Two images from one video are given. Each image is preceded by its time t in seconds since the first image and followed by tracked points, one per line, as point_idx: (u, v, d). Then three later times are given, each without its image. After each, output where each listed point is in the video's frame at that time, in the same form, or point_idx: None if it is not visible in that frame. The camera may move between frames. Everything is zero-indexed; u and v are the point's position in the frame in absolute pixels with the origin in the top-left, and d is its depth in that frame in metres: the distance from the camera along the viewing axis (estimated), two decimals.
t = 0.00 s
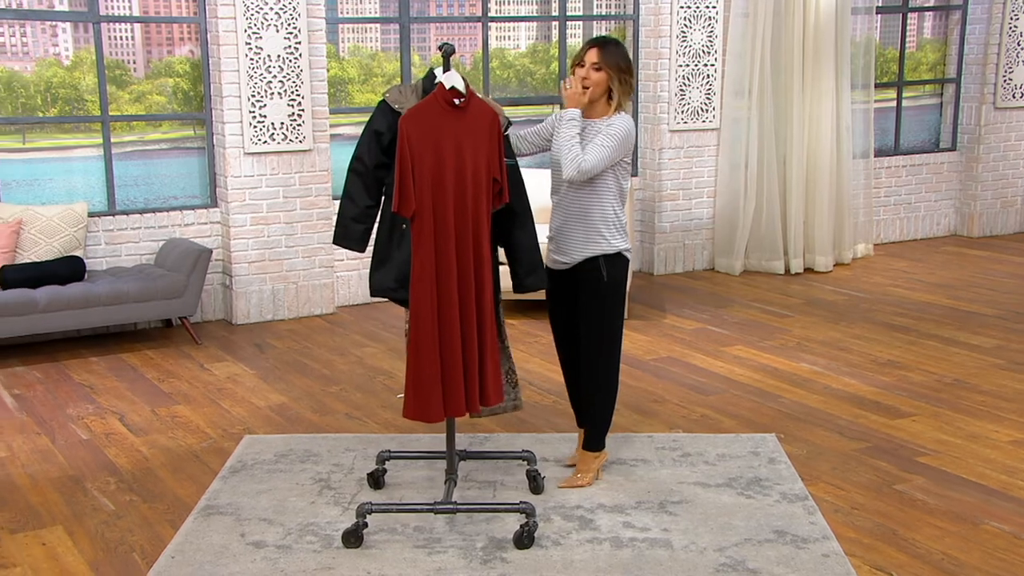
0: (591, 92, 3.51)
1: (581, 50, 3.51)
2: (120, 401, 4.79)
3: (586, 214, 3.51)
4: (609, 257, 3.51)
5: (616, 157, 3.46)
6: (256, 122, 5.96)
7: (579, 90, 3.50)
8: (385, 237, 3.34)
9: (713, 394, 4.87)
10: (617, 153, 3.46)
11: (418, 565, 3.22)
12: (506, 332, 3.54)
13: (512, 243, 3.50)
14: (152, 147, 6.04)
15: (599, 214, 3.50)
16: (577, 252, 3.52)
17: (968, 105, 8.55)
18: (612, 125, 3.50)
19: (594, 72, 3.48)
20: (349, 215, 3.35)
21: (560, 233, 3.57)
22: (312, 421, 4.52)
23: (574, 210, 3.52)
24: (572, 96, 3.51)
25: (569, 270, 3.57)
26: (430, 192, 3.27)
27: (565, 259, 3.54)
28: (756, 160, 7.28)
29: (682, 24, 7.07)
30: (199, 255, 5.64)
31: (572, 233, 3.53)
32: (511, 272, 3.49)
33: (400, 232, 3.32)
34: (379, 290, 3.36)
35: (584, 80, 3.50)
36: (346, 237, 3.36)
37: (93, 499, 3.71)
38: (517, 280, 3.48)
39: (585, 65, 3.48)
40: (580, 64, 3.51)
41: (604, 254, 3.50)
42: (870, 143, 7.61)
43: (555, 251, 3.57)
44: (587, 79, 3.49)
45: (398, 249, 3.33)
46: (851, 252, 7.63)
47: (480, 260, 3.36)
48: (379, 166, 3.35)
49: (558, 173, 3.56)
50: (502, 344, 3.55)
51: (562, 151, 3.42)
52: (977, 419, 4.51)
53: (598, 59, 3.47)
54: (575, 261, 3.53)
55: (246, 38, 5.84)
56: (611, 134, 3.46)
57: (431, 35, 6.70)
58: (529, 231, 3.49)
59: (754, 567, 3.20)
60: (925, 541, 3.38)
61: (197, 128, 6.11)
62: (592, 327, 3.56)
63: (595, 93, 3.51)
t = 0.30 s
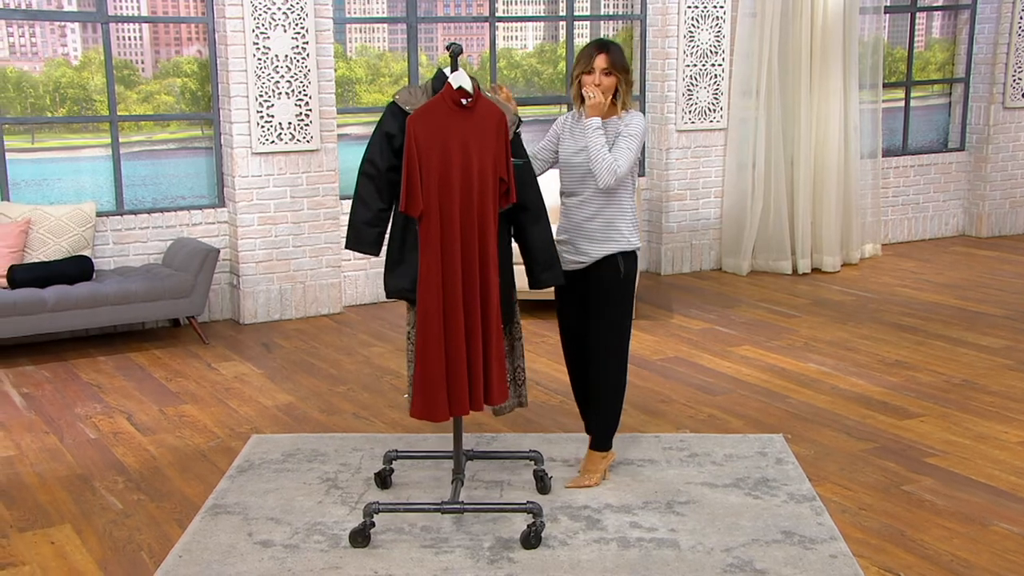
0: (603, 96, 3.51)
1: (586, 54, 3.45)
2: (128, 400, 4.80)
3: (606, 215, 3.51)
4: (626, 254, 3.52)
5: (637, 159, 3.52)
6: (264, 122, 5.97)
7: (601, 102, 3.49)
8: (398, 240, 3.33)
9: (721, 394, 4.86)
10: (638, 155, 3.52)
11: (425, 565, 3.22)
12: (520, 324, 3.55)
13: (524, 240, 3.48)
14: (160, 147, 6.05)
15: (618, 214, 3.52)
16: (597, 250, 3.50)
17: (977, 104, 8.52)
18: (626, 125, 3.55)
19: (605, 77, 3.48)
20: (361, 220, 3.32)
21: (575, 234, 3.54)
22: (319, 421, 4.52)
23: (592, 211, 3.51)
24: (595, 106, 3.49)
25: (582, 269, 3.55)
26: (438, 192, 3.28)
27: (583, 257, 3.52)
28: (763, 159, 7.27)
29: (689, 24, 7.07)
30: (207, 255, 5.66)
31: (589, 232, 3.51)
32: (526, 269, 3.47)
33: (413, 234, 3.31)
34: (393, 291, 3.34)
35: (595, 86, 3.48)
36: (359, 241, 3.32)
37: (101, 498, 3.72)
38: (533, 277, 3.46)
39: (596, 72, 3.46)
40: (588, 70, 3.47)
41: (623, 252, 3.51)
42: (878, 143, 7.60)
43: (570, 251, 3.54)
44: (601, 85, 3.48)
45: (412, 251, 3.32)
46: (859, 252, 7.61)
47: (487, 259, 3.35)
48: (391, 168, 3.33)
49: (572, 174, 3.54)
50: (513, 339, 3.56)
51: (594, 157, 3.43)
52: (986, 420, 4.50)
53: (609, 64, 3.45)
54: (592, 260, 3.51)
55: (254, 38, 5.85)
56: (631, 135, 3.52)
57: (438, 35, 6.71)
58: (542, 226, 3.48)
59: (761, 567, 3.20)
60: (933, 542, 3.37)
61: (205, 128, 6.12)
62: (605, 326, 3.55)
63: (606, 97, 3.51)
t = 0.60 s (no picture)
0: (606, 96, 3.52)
1: (589, 55, 3.47)
2: (130, 400, 4.80)
3: (619, 212, 3.50)
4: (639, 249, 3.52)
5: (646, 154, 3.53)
6: (265, 122, 5.97)
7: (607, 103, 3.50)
8: (405, 239, 3.34)
9: (722, 394, 4.86)
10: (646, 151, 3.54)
11: (426, 565, 3.22)
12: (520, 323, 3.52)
13: (530, 239, 3.51)
14: (162, 147, 6.05)
15: (631, 210, 3.52)
16: (613, 248, 3.49)
17: (979, 105, 8.52)
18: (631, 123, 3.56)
19: (608, 77, 3.50)
20: (366, 221, 3.30)
21: (588, 232, 3.52)
22: (321, 421, 4.53)
23: (605, 209, 3.50)
24: (601, 108, 3.50)
25: (594, 267, 3.53)
26: (439, 193, 3.28)
27: (600, 255, 3.49)
28: (765, 160, 7.26)
29: (691, 24, 7.06)
30: (208, 255, 5.66)
31: (603, 230, 3.49)
32: (531, 267, 3.49)
33: (417, 234, 3.32)
34: (403, 293, 3.35)
35: (598, 86, 3.50)
36: (365, 242, 3.30)
37: (103, 498, 3.72)
38: (538, 273, 3.49)
39: (598, 72, 3.47)
40: (590, 71, 3.49)
41: (638, 247, 3.51)
42: (880, 142, 7.60)
43: (584, 250, 3.52)
44: (604, 86, 3.50)
45: (417, 250, 3.33)
46: (861, 252, 7.61)
47: (489, 259, 3.35)
48: (396, 169, 3.32)
49: (581, 173, 3.53)
50: (513, 336, 3.52)
51: (609, 156, 3.43)
52: (988, 420, 4.49)
53: (611, 64, 3.46)
54: (607, 258, 3.49)
55: (256, 38, 5.85)
56: (639, 132, 3.53)
57: (440, 35, 6.71)
58: (547, 225, 3.50)
59: (763, 568, 3.20)
60: (935, 542, 3.37)
61: (207, 128, 6.12)
62: (611, 324, 3.54)
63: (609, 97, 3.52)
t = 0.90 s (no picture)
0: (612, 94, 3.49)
1: (593, 53, 3.48)
2: (130, 400, 4.80)
3: (627, 210, 3.48)
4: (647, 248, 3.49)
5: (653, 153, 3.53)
6: (266, 122, 5.97)
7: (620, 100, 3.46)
8: (398, 238, 3.37)
9: (723, 394, 4.86)
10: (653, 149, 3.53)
11: (427, 565, 3.22)
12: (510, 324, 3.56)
13: (525, 241, 3.53)
14: (162, 147, 6.05)
15: (638, 208, 3.50)
16: (622, 246, 3.45)
17: (979, 105, 8.52)
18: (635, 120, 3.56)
19: (614, 74, 3.47)
20: (363, 220, 3.32)
21: (596, 232, 3.48)
22: (321, 421, 4.52)
23: (612, 208, 3.47)
24: (614, 106, 3.45)
25: (602, 266, 3.51)
26: (440, 193, 3.28)
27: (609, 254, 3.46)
28: (765, 160, 7.27)
29: (691, 24, 7.06)
30: (208, 255, 5.66)
31: (612, 228, 3.46)
32: (525, 268, 3.53)
33: (415, 234, 3.35)
34: (395, 291, 3.37)
35: (605, 83, 3.47)
36: (361, 241, 3.32)
37: (104, 498, 3.72)
38: (531, 275, 3.52)
39: (605, 69, 3.46)
40: (596, 69, 3.47)
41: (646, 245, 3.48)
42: (880, 142, 7.60)
43: (592, 249, 3.49)
44: (611, 82, 3.46)
45: (413, 249, 3.35)
46: (861, 252, 7.61)
47: (489, 259, 3.35)
48: (394, 169, 3.34)
49: (588, 173, 3.51)
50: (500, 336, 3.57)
51: (621, 155, 3.41)
52: (988, 420, 4.50)
53: (616, 60, 3.46)
54: (616, 257, 3.46)
55: (256, 38, 5.85)
56: (648, 131, 3.53)
57: (440, 35, 6.71)
58: (543, 227, 3.52)
59: (763, 568, 3.20)
60: (935, 542, 3.37)
61: (207, 128, 6.12)
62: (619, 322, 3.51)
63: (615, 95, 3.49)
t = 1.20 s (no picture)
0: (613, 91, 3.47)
1: (592, 52, 3.49)
2: (129, 400, 4.80)
3: (638, 214, 3.48)
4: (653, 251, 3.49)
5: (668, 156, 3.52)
6: (265, 122, 5.97)
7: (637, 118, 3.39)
8: (393, 236, 3.35)
9: (722, 394, 4.86)
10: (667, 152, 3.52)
11: (426, 565, 3.22)
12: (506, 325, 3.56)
13: (518, 242, 3.53)
14: (161, 147, 6.05)
15: (648, 211, 3.50)
16: (630, 251, 3.45)
17: (978, 104, 8.52)
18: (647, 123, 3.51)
19: (613, 69, 3.46)
20: (356, 218, 3.31)
21: (604, 236, 3.48)
22: (320, 421, 4.52)
23: (622, 212, 3.47)
24: (638, 131, 3.39)
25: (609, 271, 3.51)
26: (439, 193, 3.27)
27: (619, 259, 3.46)
28: (764, 160, 7.27)
29: (690, 24, 7.07)
30: (208, 255, 5.65)
31: (621, 233, 3.46)
32: (516, 269, 3.54)
33: (408, 231, 3.32)
34: (386, 290, 3.35)
35: (604, 81, 3.46)
36: (355, 239, 3.31)
37: (103, 498, 3.72)
38: (522, 276, 3.53)
39: (602, 66, 3.45)
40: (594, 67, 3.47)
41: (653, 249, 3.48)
42: (880, 142, 7.60)
43: (600, 253, 3.49)
44: (609, 78, 3.45)
45: (405, 248, 3.33)
46: (860, 252, 7.61)
47: (489, 258, 3.36)
48: (390, 168, 3.33)
49: (601, 176, 3.50)
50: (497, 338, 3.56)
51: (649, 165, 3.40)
52: (987, 419, 4.50)
53: (612, 56, 3.45)
54: (624, 262, 3.46)
55: (255, 38, 5.85)
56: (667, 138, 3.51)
57: (439, 35, 6.71)
58: (536, 227, 3.53)
59: (762, 567, 3.20)
60: (934, 542, 3.37)
61: (206, 128, 6.12)
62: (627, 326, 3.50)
63: (617, 91, 3.47)
